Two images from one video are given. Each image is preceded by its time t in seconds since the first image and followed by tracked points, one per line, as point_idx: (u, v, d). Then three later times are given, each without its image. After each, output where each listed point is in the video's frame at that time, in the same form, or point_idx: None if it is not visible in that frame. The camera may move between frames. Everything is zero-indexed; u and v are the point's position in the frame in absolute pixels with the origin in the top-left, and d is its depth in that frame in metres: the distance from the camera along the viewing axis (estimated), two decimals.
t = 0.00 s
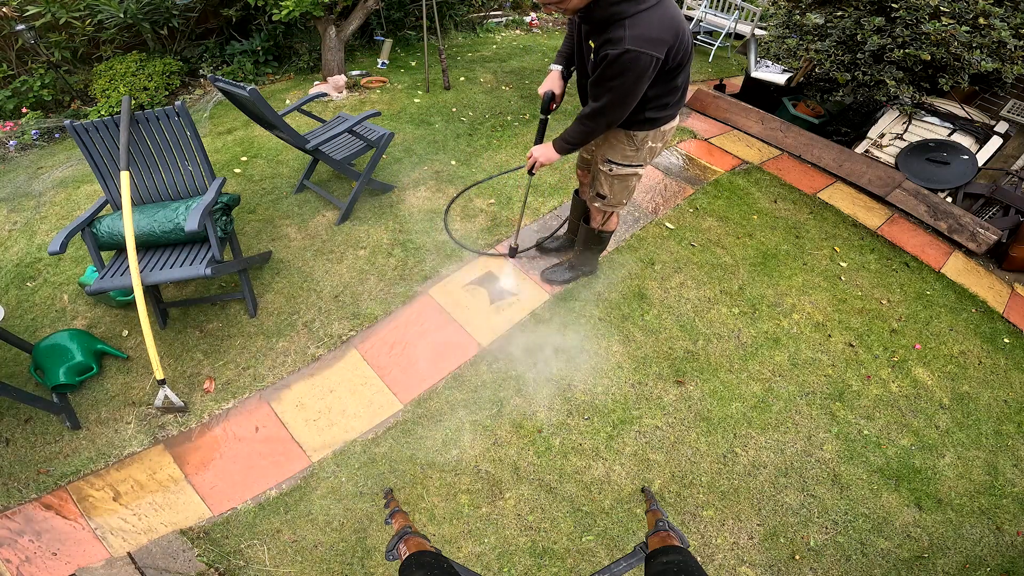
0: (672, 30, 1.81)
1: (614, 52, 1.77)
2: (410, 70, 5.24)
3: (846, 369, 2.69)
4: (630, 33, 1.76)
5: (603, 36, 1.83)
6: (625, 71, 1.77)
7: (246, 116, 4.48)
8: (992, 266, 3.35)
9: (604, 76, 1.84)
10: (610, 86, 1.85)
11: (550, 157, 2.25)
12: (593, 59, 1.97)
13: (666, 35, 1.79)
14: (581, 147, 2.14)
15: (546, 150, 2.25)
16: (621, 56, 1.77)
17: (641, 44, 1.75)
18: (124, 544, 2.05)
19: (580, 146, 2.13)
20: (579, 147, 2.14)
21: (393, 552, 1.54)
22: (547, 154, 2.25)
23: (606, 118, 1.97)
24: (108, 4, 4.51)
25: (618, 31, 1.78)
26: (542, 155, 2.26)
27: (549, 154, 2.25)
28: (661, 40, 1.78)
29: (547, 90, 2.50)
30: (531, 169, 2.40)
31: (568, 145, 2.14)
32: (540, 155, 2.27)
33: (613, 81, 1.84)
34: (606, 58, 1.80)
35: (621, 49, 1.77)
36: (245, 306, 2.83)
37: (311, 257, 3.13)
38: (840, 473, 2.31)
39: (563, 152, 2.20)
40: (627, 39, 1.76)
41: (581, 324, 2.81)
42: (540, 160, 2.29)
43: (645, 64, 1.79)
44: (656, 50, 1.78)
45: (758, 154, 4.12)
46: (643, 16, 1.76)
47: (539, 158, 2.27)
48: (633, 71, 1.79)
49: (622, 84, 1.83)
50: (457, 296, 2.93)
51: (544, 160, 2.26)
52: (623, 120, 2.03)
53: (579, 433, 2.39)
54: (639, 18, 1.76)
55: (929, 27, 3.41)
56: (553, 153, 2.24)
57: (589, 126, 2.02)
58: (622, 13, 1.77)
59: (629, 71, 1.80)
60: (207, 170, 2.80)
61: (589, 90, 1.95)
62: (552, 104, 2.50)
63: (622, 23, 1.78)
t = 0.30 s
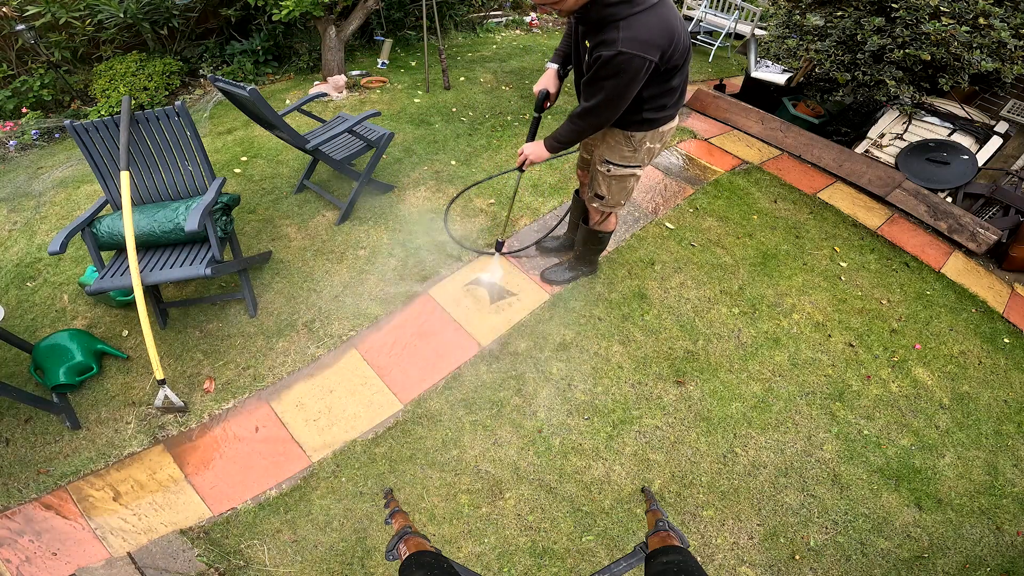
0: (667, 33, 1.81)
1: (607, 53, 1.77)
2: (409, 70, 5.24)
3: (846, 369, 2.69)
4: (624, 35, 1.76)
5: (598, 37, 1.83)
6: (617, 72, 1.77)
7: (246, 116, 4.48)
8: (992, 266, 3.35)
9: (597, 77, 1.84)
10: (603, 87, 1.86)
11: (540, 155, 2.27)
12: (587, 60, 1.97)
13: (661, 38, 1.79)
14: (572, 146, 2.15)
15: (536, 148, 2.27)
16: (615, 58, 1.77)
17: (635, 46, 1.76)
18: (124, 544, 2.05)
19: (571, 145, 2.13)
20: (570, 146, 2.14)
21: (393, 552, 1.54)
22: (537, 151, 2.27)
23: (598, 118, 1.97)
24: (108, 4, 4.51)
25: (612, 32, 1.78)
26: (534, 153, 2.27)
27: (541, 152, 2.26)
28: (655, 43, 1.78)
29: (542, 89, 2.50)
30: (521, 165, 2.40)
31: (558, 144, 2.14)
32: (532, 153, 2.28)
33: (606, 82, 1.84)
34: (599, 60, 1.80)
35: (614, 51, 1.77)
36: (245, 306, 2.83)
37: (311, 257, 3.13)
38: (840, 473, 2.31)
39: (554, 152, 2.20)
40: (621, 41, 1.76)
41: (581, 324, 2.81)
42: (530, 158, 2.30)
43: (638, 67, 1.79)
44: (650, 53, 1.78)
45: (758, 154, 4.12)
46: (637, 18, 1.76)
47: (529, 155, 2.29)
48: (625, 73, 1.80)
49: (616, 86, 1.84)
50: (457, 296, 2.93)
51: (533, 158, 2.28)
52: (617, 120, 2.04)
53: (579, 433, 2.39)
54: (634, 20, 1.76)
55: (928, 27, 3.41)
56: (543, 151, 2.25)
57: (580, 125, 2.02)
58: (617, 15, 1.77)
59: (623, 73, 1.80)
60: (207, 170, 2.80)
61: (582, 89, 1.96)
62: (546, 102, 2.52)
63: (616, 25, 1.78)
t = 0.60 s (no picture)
0: (671, 26, 1.81)
1: (616, 50, 1.76)
2: (409, 70, 5.24)
3: (846, 369, 2.69)
4: (630, 30, 1.76)
5: (602, 36, 1.83)
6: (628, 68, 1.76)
7: (246, 116, 4.47)
8: (992, 266, 3.35)
9: (607, 75, 1.83)
10: (614, 85, 1.85)
11: (556, 168, 2.26)
12: (592, 62, 1.97)
13: (666, 31, 1.79)
14: (587, 153, 2.13)
15: (551, 161, 2.26)
16: (623, 54, 1.76)
17: (642, 40, 1.75)
18: (124, 544, 2.05)
19: (586, 152, 2.11)
20: (585, 154, 2.12)
21: (393, 552, 1.54)
22: (552, 165, 2.25)
23: (612, 120, 1.95)
24: (108, 4, 4.51)
25: (617, 29, 1.78)
26: (550, 166, 2.26)
27: (558, 165, 2.25)
28: (661, 36, 1.78)
29: (547, 99, 2.50)
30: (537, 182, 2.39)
31: (573, 153, 2.13)
32: (547, 167, 2.26)
33: (616, 80, 1.83)
34: (608, 57, 1.79)
35: (623, 47, 1.76)
36: (245, 306, 2.83)
37: (311, 257, 3.13)
38: (840, 473, 2.31)
39: (569, 161, 2.20)
40: (628, 36, 1.75)
41: (581, 324, 2.81)
42: (545, 172, 2.28)
43: (648, 61, 1.78)
44: (658, 46, 1.78)
45: (758, 154, 4.12)
46: (640, 13, 1.77)
47: (545, 169, 2.27)
48: (636, 69, 1.79)
49: (626, 83, 1.82)
50: (457, 296, 2.93)
51: (549, 171, 2.26)
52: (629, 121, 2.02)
53: (579, 433, 2.39)
54: (637, 15, 1.77)
55: (929, 27, 3.41)
56: (559, 164, 2.24)
57: (594, 129, 1.99)
58: (619, 11, 1.77)
59: (633, 69, 1.79)
60: (207, 170, 2.80)
61: (591, 91, 1.94)
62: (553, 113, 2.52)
63: (620, 21, 1.78)
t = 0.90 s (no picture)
0: (661, 35, 1.80)
1: (600, 56, 1.78)
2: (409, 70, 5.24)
3: (846, 369, 2.69)
4: (616, 38, 1.76)
5: (590, 39, 1.84)
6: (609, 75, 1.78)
7: (246, 116, 4.47)
8: (992, 266, 3.35)
9: (590, 79, 1.85)
10: (595, 89, 1.86)
11: (530, 156, 2.29)
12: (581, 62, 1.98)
13: (654, 40, 1.79)
14: (561, 147, 2.16)
15: (526, 148, 2.29)
16: (607, 61, 1.77)
17: (627, 49, 1.76)
18: (123, 544, 2.05)
19: (562, 147, 2.14)
20: (560, 147, 2.15)
21: (393, 552, 1.54)
22: (526, 153, 2.29)
23: (589, 121, 1.98)
24: (108, 4, 4.51)
25: (605, 35, 1.78)
26: (524, 154, 2.30)
27: (531, 154, 2.29)
28: (648, 46, 1.78)
29: (536, 91, 2.51)
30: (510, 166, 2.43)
31: (548, 145, 2.16)
32: (521, 154, 2.30)
33: (597, 85, 1.85)
34: (592, 62, 1.80)
35: (607, 53, 1.77)
36: (245, 306, 2.83)
37: (311, 257, 3.13)
38: (840, 474, 2.31)
39: (542, 153, 2.23)
40: (613, 44, 1.76)
41: (581, 324, 2.81)
42: (520, 159, 2.32)
43: (630, 69, 1.79)
44: (643, 56, 1.78)
45: (758, 154, 4.12)
46: (631, 21, 1.76)
47: (519, 156, 2.31)
48: (617, 76, 1.80)
49: (607, 89, 1.84)
50: (457, 295, 2.94)
51: (523, 159, 2.30)
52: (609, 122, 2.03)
53: (579, 433, 2.39)
54: (627, 23, 1.76)
55: (928, 28, 3.41)
56: (533, 153, 2.27)
57: (570, 127, 2.02)
58: (610, 17, 1.77)
59: (614, 76, 1.81)
60: (207, 170, 2.80)
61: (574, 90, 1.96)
62: (539, 104, 2.54)
63: (609, 28, 1.78)
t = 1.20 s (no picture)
0: (666, 29, 1.80)
1: (608, 52, 1.77)
2: (409, 70, 5.24)
3: (846, 369, 2.69)
4: (623, 33, 1.75)
5: (595, 37, 1.83)
6: (618, 71, 1.76)
7: (246, 116, 4.47)
8: (992, 266, 3.35)
9: (598, 77, 1.84)
10: (605, 88, 1.85)
11: (542, 168, 2.27)
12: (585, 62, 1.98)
13: (660, 34, 1.78)
14: (575, 154, 2.15)
15: (537, 161, 2.26)
16: (615, 56, 1.76)
17: (634, 43, 1.75)
18: (124, 544, 2.05)
19: (575, 153, 2.12)
20: (573, 155, 2.14)
21: (393, 552, 1.54)
22: (539, 165, 2.26)
23: (602, 122, 1.96)
24: (108, 4, 4.51)
25: (610, 31, 1.78)
26: (537, 166, 2.27)
27: (544, 166, 2.26)
28: (655, 40, 1.78)
29: (540, 99, 2.49)
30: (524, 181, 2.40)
31: (560, 153, 2.14)
32: (534, 167, 2.27)
33: (605, 83, 1.84)
34: (600, 59, 1.79)
35: (614, 49, 1.76)
36: (245, 306, 2.83)
37: (311, 257, 3.13)
38: (840, 474, 2.31)
39: (556, 163, 2.21)
40: (621, 39, 1.75)
41: (581, 324, 2.81)
42: (532, 171, 2.29)
43: (639, 65, 1.78)
44: (650, 50, 1.77)
45: (758, 154, 4.12)
46: (635, 15, 1.76)
47: (532, 169, 2.28)
48: (627, 71, 1.79)
49: (617, 85, 1.83)
50: (457, 295, 2.94)
51: (535, 171, 2.27)
52: (620, 122, 2.02)
53: (579, 433, 2.39)
54: (632, 17, 1.76)
55: (928, 28, 3.41)
56: (545, 164, 2.25)
57: (583, 131, 2.01)
58: (613, 13, 1.77)
59: (624, 71, 1.79)
60: (207, 170, 2.80)
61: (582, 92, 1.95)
62: (545, 112, 2.52)
63: (614, 23, 1.78)
